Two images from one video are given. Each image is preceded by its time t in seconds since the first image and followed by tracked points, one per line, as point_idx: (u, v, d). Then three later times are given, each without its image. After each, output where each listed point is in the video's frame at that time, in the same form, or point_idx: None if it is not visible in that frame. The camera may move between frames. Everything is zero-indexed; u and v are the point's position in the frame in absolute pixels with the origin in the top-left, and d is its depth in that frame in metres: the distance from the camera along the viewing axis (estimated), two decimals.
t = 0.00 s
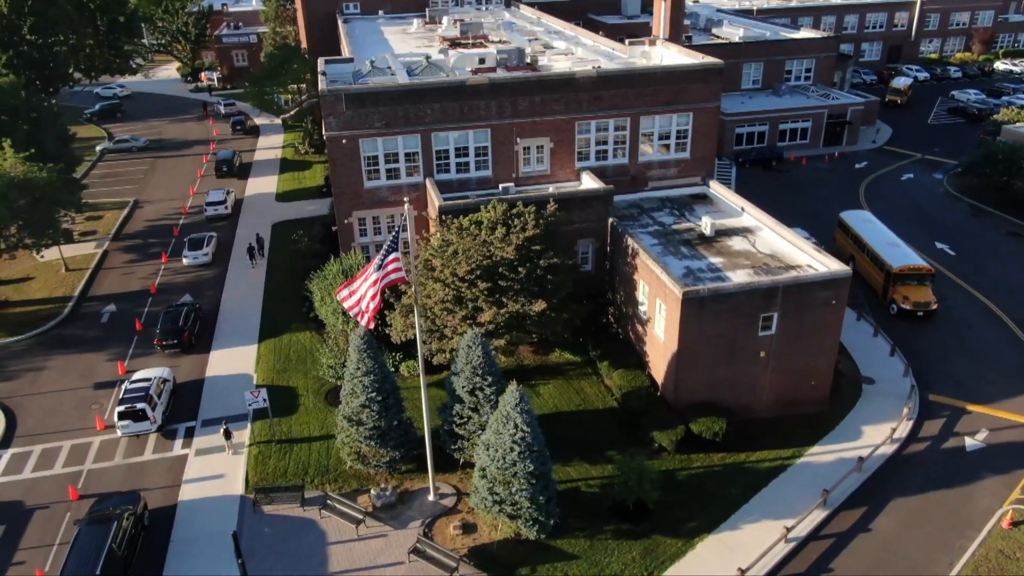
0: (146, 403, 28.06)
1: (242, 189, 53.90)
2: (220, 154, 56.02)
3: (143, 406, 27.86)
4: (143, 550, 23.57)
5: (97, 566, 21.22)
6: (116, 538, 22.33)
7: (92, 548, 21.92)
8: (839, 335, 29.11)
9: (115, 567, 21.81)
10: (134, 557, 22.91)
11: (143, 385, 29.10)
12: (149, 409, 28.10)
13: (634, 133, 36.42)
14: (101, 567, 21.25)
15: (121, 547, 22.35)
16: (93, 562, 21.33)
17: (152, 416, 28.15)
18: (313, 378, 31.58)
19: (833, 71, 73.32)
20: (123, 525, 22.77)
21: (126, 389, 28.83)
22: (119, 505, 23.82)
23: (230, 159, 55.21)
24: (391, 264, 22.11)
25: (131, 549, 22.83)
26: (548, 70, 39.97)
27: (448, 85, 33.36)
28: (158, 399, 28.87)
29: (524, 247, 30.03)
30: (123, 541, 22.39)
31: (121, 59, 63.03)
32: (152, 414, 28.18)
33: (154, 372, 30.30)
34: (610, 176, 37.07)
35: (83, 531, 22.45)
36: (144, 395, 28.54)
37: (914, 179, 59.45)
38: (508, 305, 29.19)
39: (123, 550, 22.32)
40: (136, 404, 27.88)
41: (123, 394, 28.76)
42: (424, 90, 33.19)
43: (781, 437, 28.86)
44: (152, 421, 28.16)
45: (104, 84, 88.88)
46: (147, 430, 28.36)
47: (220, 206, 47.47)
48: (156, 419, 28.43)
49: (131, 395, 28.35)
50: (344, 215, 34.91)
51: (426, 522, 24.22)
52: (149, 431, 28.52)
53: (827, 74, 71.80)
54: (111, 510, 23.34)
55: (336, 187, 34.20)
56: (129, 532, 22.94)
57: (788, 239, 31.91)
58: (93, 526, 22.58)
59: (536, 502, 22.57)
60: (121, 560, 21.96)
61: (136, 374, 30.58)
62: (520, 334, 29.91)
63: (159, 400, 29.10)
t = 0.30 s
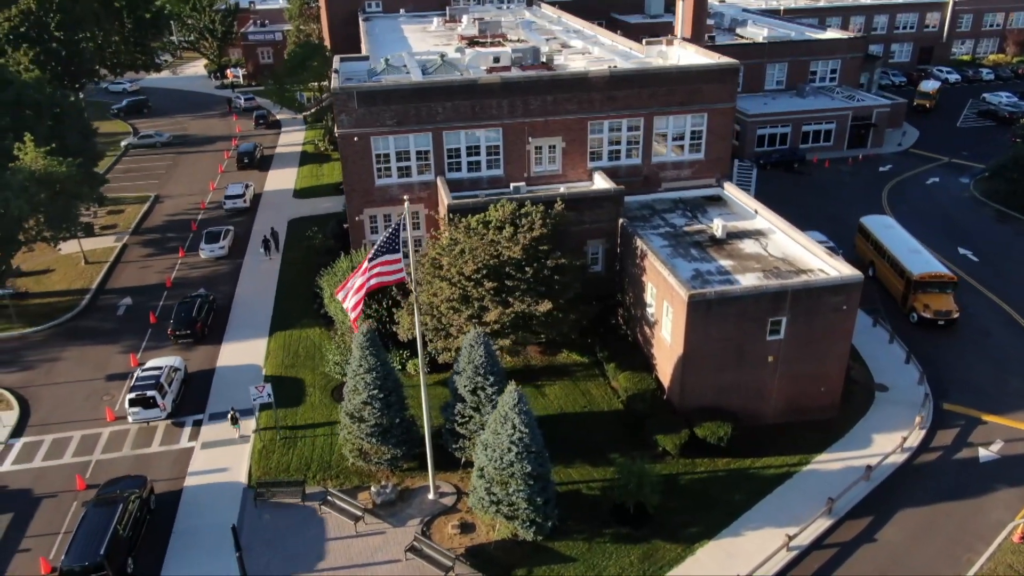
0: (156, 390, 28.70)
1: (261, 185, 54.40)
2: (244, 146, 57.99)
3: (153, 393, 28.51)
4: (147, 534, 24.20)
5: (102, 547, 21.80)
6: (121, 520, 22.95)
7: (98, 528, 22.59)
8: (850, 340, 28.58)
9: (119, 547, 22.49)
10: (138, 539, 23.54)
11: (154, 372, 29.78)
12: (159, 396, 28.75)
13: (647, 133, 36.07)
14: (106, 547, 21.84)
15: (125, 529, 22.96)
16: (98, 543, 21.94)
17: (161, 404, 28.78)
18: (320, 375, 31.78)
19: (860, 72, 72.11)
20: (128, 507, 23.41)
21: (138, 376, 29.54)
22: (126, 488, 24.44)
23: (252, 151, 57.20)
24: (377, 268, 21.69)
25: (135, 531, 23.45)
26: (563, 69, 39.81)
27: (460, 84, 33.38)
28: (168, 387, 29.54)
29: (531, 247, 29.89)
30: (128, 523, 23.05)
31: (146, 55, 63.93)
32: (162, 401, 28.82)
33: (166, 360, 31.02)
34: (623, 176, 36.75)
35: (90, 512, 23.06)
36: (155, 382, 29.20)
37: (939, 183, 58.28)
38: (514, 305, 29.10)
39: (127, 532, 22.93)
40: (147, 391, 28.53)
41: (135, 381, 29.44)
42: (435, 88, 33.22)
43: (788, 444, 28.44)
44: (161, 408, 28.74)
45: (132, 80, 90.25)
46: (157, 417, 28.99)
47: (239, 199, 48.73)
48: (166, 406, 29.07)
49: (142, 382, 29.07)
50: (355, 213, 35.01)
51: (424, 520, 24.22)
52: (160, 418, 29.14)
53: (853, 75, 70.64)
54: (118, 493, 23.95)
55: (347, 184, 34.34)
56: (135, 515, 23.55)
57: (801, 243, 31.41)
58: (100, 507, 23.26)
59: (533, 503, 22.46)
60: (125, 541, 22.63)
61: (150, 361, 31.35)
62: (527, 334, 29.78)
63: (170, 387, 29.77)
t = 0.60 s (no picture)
0: (168, 378, 29.54)
1: (282, 182, 54.95)
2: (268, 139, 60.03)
3: (164, 381, 29.29)
4: (153, 518, 24.80)
5: (108, 528, 22.46)
6: (128, 503, 23.51)
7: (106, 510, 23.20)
8: (862, 349, 28.05)
9: (126, 530, 23.05)
10: (145, 522, 24.16)
11: (167, 361, 30.56)
12: (170, 385, 29.53)
13: (662, 135, 35.72)
14: (112, 528, 22.51)
15: (132, 511, 23.54)
16: (104, 523, 22.57)
17: (172, 392, 29.55)
18: (329, 372, 31.99)
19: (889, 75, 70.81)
20: (136, 491, 23.96)
21: (152, 364, 30.37)
22: (135, 472, 25.04)
23: (275, 144, 59.13)
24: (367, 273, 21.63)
25: (142, 514, 24.03)
26: (580, 69, 39.62)
27: (474, 84, 33.39)
28: (181, 376, 30.29)
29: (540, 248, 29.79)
30: (135, 506, 23.59)
31: (174, 53, 64.91)
32: (174, 389, 29.61)
33: (181, 350, 31.76)
34: (637, 178, 36.45)
35: (99, 493, 23.65)
36: (167, 370, 30.00)
37: (968, 190, 56.95)
38: (521, 305, 29.01)
39: (134, 514, 23.48)
40: (159, 379, 29.36)
41: (149, 368, 30.30)
42: (448, 88, 33.27)
43: (796, 452, 27.95)
44: (172, 396, 29.55)
45: (163, 77, 91.68)
46: (169, 406, 29.77)
47: (259, 192, 49.94)
48: (177, 395, 29.82)
49: (155, 370, 29.89)
50: (368, 211, 35.15)
51: (423, 519, 24.23)
52: (171, 407, 29.94)
53: (883, 77, 69.35)
54: (126, 477, 24.55)
55: (360, 182, 34.51)
56: (142, 498, 24.12)
57: (815, 248, 30.89)
58: (109, 489, 23.86)
59: (531, 505, 22.34)
60: (131, 523, 23.17)
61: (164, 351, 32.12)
62: (533, 335, 29.66)
63: (182, 376, 30.51)
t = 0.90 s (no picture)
0: (179, 368, 30.10)
1: (301, 180, 55.34)
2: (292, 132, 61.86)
3: (176, 369, 29.92)
4: (161, 504, 25.35)
5: (115, 510, 23.02)
6: (136, 487, 24.06)
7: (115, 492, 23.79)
8: (874, 357, 27.53)
9: (133, 513, 23.62)
10: (151, 507, 24.73)
11: (180, 351, 31.18)
12: (182, 374, 30.13)
13: (676, 137, 35.38)
14: (119, 511, 23.09)
15: (140, 495, 24.11)
16: (112, 506, 23.15)
17: (183, 381, 30.14)
18: (337, 369, 32.16)
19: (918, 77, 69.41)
20: (144, 476, 24.53)
21: (164, 354, 31.01)
22: (145, 458, 25.65)
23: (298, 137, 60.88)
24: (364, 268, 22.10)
25: (149, 499, 24.58)
26: (595, 70, 39.39)
27: (486, 83, 33.33)
28: (192, 366, 30.90)
29: (548, 248, 29.68)
30: (142, 491, 24.15)
31: (199, 51, 65.71)
32: (184, 378, 30.17)
33: (193, 341, 32.32)
34: (650, 180, 36.16)
35: (108, 477, 24.24)
36: (179, 360, 30.58)
37: (996, 196, 55.65)
38: (527, 307, 28.93)
39: (141, 498, 24.03)
40: (171, 367, 29.98)
41: (161, 358, 30.95)
42: (460, 88, 33.25)
43: (804, 460, 27.52)
44: (183, 385, 30.10)
45: (191, 75, 92.93)
46: (179, 394, 30.37)
47: (280, 185, 50.89)
48: (188, 384, 30.43)
49: (167, 359, 30.48)
50: (380, 210, 35.28)
51: (422, 519, 24.24)
52: (182, 396, 30.51)
53: (911, 80, 68.01)
54: (135, 462, 25.14)
55: (372, 181, 34.64)
56: (150, 483, 24.69)
57: (828, 253, 30.41)
58: (119, 473, 24.46)
59: (528, 508, 22.25)
60: (138, 507, 23.73)
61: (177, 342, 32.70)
62: (540, 336, 29.54)
63: (194, 367, 31.12)
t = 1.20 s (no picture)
0: (192, 358, 30.62)
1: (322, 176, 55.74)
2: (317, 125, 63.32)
3: (189, 359, 30.45)
4: (169, 489, 25.95)
5: (124, 493, 23.66)
6: (146, 471, 24.72)
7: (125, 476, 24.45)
8: (886, 367, 26.96)
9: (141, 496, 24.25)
10: (161, 490, 25.40)
11: (194, 342, 31.78)
12: (195, 363, 30.65)
13: (691, 139, 34.99)
14: (128, 493, 23.72)
15: (149, 479, 24.75)
16: (121, 488, 23.80)
17: (196, 370, 30.64)
18: (345, 367, 32.34)
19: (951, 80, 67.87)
20: (154, 460, 25.20)
21: (179, 344, 31.62)
22: (155, 443, 26.36)
23: (322, 131, 62.31)
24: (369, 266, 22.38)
25: (159, 483, 25.25)
26: (612, 70, 39.12)
27: (499, 83, 33.26)
28: (205, 356, 31.44)
29: (555, 250, 29.60)
30: (151, 475, 24.79)
31: (226, 49, 66.54)
32: (197, 368, 30.69)
33: (207, 333, 32.89)
34: (665, 182, 35.82)
35: (119, 461, 24.91)
36: (192, 351, 31.14)
37: None
38: (534, 308, 28.86)
39: (150, 482, 24.69)
40: (184, 358, 30.53)
41: (176, 348, 31.56)
42: (474, 88, 33.22)
43: (811, 470, 27.04)
44: (196, 375, 30.63)
45: (220, 72, 94.11)
46: (192, 384, 30.83)
47: (302, 178, 51.84)
48: (200, 373, 30.91)
49: (181, 350, 31.04)
50: (392, 208, 35.41)
51: (421, 518, 24.26)
52: (195, 386, 30.98)
53: (943, 83, 66.49)
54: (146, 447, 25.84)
55: (385, 180, 34.78)
56: (159, 468, 25.36)
57: (842, 260, 29.86)
58: (129, 457, 25.16)
59: (525, 510, 22.16)
60: (147, 491, 24.36)
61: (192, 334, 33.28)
62: (546, 338, 29.43)
63: (207, 357, 31.65)
